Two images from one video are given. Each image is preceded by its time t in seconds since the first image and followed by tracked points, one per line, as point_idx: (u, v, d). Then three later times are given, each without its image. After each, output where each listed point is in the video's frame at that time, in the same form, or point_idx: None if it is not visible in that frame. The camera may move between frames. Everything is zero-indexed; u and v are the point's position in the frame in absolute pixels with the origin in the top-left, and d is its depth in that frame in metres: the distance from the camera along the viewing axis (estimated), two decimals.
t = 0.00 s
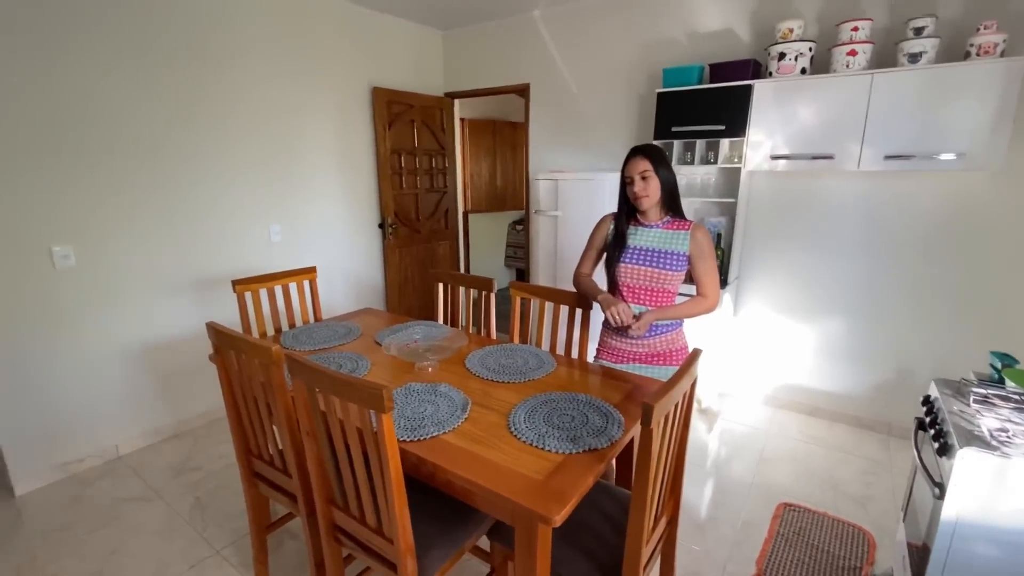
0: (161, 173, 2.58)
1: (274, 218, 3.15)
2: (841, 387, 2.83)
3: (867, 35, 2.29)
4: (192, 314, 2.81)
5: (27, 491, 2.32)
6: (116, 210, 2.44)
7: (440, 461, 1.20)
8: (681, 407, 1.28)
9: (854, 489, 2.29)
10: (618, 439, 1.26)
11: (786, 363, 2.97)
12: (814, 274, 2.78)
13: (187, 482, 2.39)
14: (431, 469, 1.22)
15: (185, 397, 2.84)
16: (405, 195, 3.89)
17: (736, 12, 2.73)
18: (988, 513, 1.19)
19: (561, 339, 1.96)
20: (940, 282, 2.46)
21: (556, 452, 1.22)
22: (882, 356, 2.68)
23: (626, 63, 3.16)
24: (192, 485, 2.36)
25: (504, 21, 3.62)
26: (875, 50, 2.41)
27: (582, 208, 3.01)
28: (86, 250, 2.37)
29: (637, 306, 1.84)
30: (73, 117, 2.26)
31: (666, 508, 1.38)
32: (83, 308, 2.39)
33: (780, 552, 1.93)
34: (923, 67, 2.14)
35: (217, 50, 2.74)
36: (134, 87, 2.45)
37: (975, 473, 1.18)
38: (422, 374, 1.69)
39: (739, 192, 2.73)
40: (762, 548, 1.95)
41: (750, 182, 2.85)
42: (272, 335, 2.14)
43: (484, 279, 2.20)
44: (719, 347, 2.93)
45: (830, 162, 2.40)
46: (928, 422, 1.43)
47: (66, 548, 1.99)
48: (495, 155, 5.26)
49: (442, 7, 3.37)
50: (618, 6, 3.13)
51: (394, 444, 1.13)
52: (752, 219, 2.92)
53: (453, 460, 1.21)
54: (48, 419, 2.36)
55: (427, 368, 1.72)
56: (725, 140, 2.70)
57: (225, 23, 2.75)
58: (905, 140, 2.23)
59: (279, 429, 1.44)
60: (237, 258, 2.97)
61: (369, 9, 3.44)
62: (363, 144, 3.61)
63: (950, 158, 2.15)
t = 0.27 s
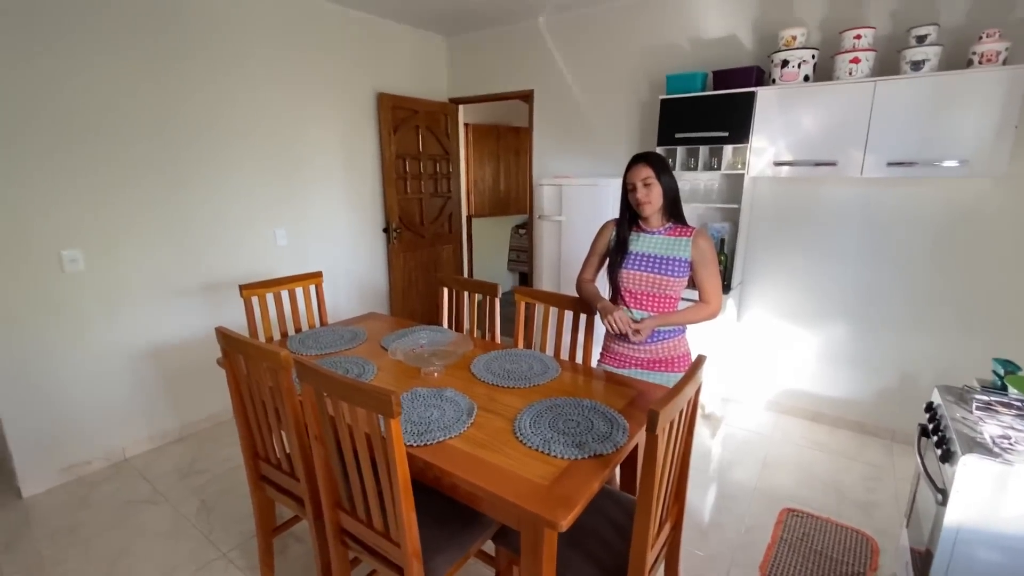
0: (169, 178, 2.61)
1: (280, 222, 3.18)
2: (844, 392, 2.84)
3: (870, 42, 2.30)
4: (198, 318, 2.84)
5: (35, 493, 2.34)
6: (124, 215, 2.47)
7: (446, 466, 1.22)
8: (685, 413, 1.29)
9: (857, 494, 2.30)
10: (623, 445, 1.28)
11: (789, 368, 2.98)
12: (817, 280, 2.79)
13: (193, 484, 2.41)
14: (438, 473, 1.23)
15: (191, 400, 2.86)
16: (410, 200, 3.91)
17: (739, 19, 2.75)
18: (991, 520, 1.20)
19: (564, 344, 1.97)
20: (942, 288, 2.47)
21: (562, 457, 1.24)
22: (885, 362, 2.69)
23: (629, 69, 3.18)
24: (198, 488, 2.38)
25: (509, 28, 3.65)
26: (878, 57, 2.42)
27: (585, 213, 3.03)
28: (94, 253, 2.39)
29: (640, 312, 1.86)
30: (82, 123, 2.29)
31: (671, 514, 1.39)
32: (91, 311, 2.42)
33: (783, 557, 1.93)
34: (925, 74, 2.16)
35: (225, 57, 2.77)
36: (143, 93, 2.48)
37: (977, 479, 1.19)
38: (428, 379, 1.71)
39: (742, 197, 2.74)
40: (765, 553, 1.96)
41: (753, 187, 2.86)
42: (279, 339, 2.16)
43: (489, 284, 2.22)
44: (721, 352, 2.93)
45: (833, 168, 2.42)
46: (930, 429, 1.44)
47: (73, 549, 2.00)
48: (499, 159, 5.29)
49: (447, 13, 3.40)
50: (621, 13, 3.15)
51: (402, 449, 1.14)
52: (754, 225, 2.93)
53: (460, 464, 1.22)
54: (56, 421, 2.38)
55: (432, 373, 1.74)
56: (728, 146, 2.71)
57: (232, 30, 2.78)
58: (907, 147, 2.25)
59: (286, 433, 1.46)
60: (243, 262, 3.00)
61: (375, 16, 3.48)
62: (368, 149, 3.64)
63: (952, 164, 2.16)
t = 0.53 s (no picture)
0: (177, 180, 2.64)
1: (286, 223, 3.20)
2: (849, 394, 2.83)
3: (875, 45, 2.31)
4: (204, 318, 2.86)
5: (42, 491, 2.36)
6: (132, 216, 2.50)
7: (452, 465, 1.23)
8: (689, 413, 1.29)
9: (861, 497, 2.29)
10: (628, 445, 1.29)
11: (794, 370, 2.98)
12: (821, 282, 2.79)
13: (199, 483, 2.42)
14: (444, 473, 1.24)
15: (197, 400, 2.88)
16: (414, 201, 3.93)
17: (743, 21, 2.76)
18: (995, 521, 1.21)
19: (569, 345, 1.98)
20: (947, 290, 2.47)
21: (567, 457, 1.25)
22: (890, 364, 2.69)
23: (633, 71, 3.19)
24: (204, 487, 2.39)
25: (513, 30, 3.67)
26: (882, 59, 2.43)
27: (590, 215, 3.03)
28: (103, 254, 2.42)
29: (643, 314, 1.86)
30: (91, 125, 2.32)
31: (675, 514, 1.40)
32: (99, 311, 2.44)
33: (787, 559, 1.93)
34: (930, 77, 2.16)
35: (231, 60, 2.79)
36: (151, 96, 2.50)
37: (981, 481, 1.20)
38: (433, 379, 1.72)
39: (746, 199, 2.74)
40: (770, 555, 1.96)
41: (757, 189, 2.86)
42: (285, 339, 2.18)
43: (493, 285, 2.23)
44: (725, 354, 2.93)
45: (838, 170, 2.42)
46: (935, 430, 1.44)
47: (81, 548, 2.02)
48: (503, 161, 5.30)
49: (452, 16, 3.42)
50: (625, 16, 3.17)
51: (408, 448, 1.16)
52: (759, 226, 2.93)
53: (466, 464, 1.23)
54: (63, 420, 2.40)
55: (438, 374, 1.75)
56: (732, 148, 2.72)
57: (239, 33, 2.81)
58: (911, 149, 2.25)
59: (294, 432, 1.47)
60: (249, 262, 3.02)
61: (380, 19, 3.50)
62: (373, 150, 3.66)
63: (957, 167, 2.16)
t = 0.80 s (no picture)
0: (183, 178, 2.65)
1: (291, 222, 3.21)
2: (855, 394, 2.81)
3: (882, 42, 2.29)
4: (210, 316, 2.87)
5: (49, 487, 2.38)
6: (138, 214, 2.51)
7: (456, 462, 1.23)
8: (694, 411, 1.29)
9: (868, 497, 2.28)
10: (632, 443, 1.28)
11: (799, 370, 2.96)
12: (827, 281, 2.77)
13: (204, 480, 2.44)
14: (448, 470, 1.24)
15: (202, 397, 2.90)
16: (419, 200, 3.93)
17: (749, 19, 2.75)
18: (1004, 522, 1.20)
19: (573, 343, 1.97)
20: (955, 290, 2.44)
21: (570, 455, 1.24)
22: (896, 364, 2.67)
23: (638, 70, 3.18)
24: (209, 484, 2.40)
25: (518, 29, 3.67)
26: (890, 57, 2.41)
27: (594, 213, 3.03)
28: (109, 252, 2.43)
29: (646, 312, 1.86)
30: (98, 124, 2.34)
31: (679, 513, 1.39)
32: (105, 308, 2.46)
33: (793, 559, 1.92)
34: (938, 74, 2.14)
35: (236, 59, 2.81)
36: (157, 94, 2.52)
37: (989, 481, 1.19)
38: (437, 376, 1.72)
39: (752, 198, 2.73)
40: (775, 555, 1.95)
41: (763, 188, 2.85)
42: (289, 336, 2.19)
43: (497, 283, 2.23)
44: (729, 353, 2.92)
45: (844, 168, 2.40)
46: (942, 430, 1.43)
47: (87, 543, 2.03)
48: (507, 160, 5.29)
49: (457, 14, 3.42)
50: (631, 14, 3.16)
51: (412, 444, 1.16)
52: (764, 225, 2.92)
53: (470, 461, 1.23)
54: (70, 417, 2.42)
55: (441, 371, 1.75)
56: (738, 146, 2.70)
57: (245, 32, 2.82)
58: (919, 147, 2.23)
59: (298, 428, 1.47)
60: (254, 261, 3.03)
61: (385, 17, 3.51)
62: (377, 149, 3.67)
63: (965, 165, 2.14)
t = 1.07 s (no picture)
0: (187, 177, 2.66)
1: (294, 221, 3.22)
2: (860, 394, 2.79)
3: (888, 39, 2.27)
4: (213, 314, 2.88)
5: (54, 484, 2.39)
6: (142, 213, 2.52)
7: (457, 461, 1.22)
8: (696, 410, 1.27)
9: (873, 498, 2.26)
10: (634, 442, 1.27)
11: (804, 370, 2.94)
12: (832, 280, 2.75)
13: (207, 478, 2.44)
14: (449, 467, 1.24)
15: (206, 395, 2.91)
16: (422, 199, 3.93)
17: (754, 16, 2.73)
18: (1010, 522, 1.18)
19: (576, 342, 1.97)
20: (962, 289, 2.42)
21: (572, 453, 1.24)
22: (902, 363, 2.64)
23: (641, 68, 3.17)
24: (212, 482, 2.41)
25: (521, 27, 3.66)
26: (895, 54, 2.39)
27: (598, 212, 3.02)
28: (113, 250, 2.44)
29: (649, 311, 1.85)
30: (102, 123, 2.35)
31: (681, 512, 1.38)
32: (109, 306, 2.47)
33: (797, 560, 1.91)
34: (945, 71, 2.12)
35: (240, 58, 2.81)
36: (161, 93, 2.53)
37: (995, 481, 1.17)
38: (439, 374, 1.72)
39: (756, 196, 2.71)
40: (779, 556, 1.94)
41: (767, 187, 2.83)
42: (292, 335, 2.19)
43: (500, 282, 2.22)
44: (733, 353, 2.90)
45: (850, 166, 2.38)
46: (948, 430, 1.41)
47: (91, 540, 2.04)
48: (511, 159, 5.30)
49: (460, 13, 3.42)
50: (634, 12, 3.14)
51: (412, 441, 1.15)
52: (769, 224, 2.90)
53: (471, 459, 1.23)
54: (75, 414, 2.43)
55: (443, 369, 1.75)
56: (742, 144, 2.68)
57: (248, 31, 2.83)
58: (925, 144, 2.21)
59: (300, 426, 1.47)
60: (258, 259, 3.04)
61: (389, 16, 3.51)
62: (380, 148, 3.67)
63: (973, 162, 2.12)
